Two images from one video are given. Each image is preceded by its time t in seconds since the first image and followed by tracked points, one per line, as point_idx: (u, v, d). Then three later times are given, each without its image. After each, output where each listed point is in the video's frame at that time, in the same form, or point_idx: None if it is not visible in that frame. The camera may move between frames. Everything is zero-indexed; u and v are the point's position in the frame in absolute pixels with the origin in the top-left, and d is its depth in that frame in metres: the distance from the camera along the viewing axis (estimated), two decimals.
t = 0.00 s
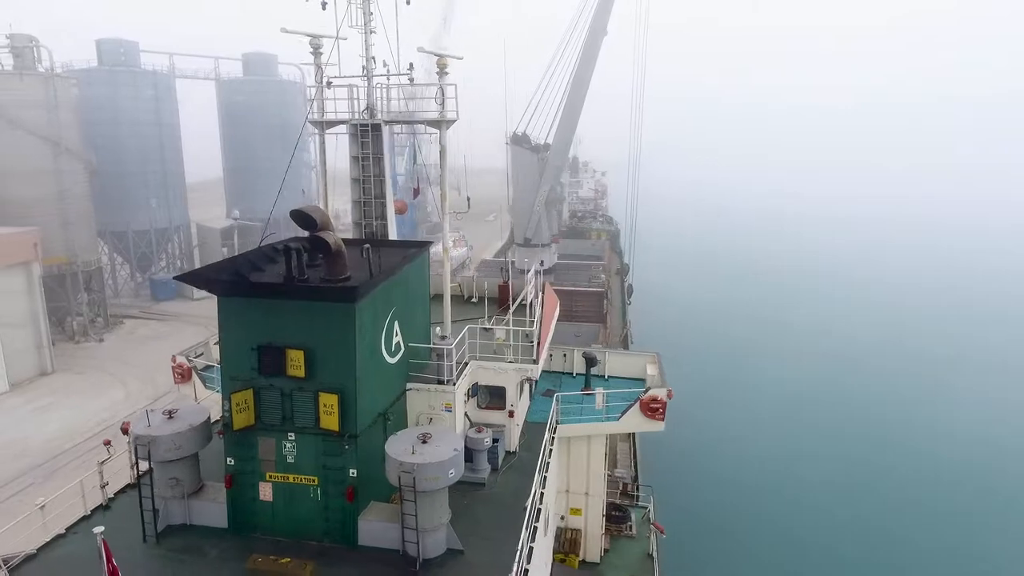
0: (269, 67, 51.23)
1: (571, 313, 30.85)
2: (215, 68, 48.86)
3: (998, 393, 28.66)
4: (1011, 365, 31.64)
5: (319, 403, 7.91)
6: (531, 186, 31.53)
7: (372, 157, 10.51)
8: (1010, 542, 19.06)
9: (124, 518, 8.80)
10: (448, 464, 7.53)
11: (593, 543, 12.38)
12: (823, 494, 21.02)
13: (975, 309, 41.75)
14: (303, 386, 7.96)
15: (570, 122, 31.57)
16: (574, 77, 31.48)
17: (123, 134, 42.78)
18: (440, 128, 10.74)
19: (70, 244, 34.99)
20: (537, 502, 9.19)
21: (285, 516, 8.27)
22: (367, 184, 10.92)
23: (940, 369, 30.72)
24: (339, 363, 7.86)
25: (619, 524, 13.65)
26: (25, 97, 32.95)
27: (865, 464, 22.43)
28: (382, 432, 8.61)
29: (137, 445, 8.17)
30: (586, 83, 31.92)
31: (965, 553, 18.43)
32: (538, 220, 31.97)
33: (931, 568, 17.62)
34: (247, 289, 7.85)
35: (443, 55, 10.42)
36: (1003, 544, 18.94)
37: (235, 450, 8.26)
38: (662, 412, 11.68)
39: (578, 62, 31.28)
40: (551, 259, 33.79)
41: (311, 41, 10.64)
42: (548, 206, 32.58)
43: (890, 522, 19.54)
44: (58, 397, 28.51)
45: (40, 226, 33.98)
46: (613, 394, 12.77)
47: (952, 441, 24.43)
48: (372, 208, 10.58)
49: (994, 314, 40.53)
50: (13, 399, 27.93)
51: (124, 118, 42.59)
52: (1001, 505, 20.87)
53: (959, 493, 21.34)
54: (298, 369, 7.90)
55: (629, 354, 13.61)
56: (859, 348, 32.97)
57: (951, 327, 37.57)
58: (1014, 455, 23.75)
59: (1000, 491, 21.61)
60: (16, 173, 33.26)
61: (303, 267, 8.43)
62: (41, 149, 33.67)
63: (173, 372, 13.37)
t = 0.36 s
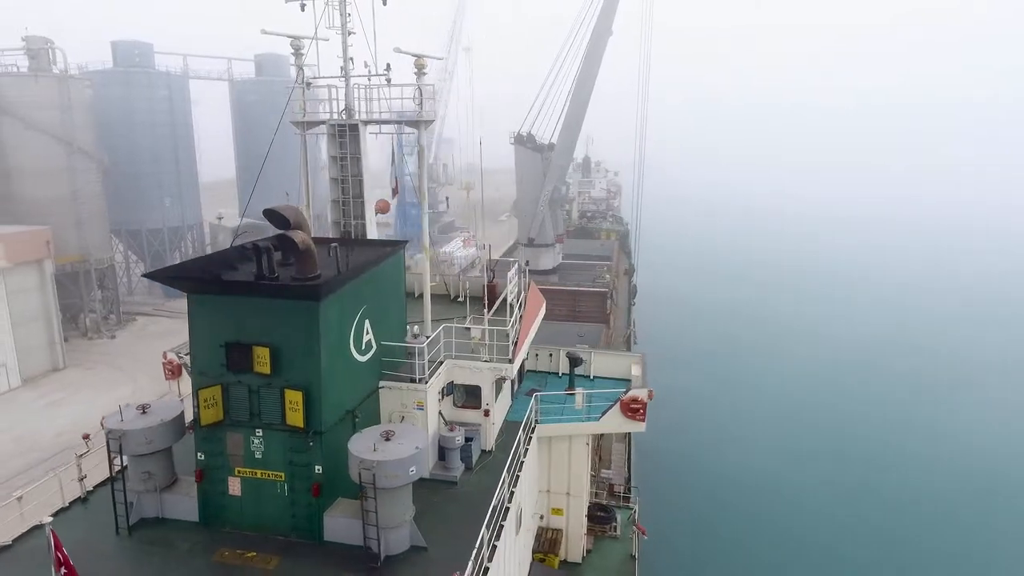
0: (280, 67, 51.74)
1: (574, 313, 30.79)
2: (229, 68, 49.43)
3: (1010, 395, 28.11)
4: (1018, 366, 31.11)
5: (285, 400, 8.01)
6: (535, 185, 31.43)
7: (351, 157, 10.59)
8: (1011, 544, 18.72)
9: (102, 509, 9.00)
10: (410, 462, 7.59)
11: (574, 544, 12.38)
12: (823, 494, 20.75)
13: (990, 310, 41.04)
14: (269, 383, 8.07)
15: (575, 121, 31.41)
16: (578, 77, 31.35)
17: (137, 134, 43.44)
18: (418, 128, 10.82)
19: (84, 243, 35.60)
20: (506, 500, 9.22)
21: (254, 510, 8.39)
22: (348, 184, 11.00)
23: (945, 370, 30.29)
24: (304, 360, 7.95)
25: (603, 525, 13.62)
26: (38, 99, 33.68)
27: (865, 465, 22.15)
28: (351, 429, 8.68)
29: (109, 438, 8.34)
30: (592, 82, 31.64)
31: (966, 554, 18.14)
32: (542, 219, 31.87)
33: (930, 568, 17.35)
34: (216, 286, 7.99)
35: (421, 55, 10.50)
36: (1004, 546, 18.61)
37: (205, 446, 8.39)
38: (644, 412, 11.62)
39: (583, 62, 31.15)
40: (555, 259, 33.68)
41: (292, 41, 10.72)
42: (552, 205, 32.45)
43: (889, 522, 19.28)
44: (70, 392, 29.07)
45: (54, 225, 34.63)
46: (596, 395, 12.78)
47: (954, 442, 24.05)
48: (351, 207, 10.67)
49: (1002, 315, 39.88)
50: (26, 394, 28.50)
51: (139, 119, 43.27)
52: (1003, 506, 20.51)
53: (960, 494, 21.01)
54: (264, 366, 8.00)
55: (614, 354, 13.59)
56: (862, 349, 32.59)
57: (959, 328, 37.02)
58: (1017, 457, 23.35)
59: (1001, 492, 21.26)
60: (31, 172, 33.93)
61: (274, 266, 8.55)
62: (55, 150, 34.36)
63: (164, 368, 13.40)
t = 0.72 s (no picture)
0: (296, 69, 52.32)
1: (580, 313, 30.69)
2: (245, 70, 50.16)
3: None
4: None
5: (254, 397, 8.13)
6: (541, 186, 31.45)
7: (332, 158, 10.72)
8: (1012, 544, 18.33)
9: (84, 501, 9.22)
10: (374, 460, 7.65)
11: (559, 545, 12.38)
12: (824, 494, 20.47)
13: (1009, 311, 40.12)
14: (240, 380, 8.19)
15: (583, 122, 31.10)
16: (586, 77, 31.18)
17: (155, 135, 44.19)
18: (400, 129, 10.94)
19: (100, 242, 36.43)
20: (480, 499, 9.22)
21: (225, 505, 8.53)
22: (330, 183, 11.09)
23: (955, 372, 29.71)
24: (272, 357, 8.06)
25: (591, 526, 13.58)
26: (56, 101, 34.46)
27: (865, 464, 21.85)
28: (323, 426, 8.80)
29: (86, 433, 8.51)
30: (600, 81, 31.42)
31: (966, 554, 17.80)
32: (547, 220, 31.85)
33: (929, 569, 17.04)
34: (189, 285, 8.14)
35: (402, 57, 10.61)
36: (1004, 546, 18.24)
37: (179, 441, 8.54)
38: (628, 413, 11.48)
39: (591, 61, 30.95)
40: (561, 259, 33.61)
41: (277, 43, 10.86)
42: (558, 205, 32.39)
43: (889, 522, 18.98)
44: (84, 388, 29.67)
45: (72, 223, 35.44)
46: (582, 394, 12.72)
47: (953, 442, 23.62)
48: (332, 207, 10.79)
49: (1019, 316, 39.03)
50: (42, 389, 29.16)
51: (156, 120, 44.07)
52: (1007, 507, 20.09)
53: (959, 493, 20.64)
54: (234, 363, 8.13)
55: (603, 354, 13.57)
56: (872, 349, 32.10)
57: (960, 328, 36.48)
58: (1018, 457, 22.90)
59: (1002, 492, 20.82)
60: (49, 173, 34.67)
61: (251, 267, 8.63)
62: (72, 152, 35.17)
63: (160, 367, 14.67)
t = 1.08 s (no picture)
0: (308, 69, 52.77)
1: (586, 313, 30.55)
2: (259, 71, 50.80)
3: None
4: None
5: (224, 393, 8.25)
6: (545, 186, 31.48)
7: (313, 158, 10.86)
8: (1013, 543, 17.93)
9: (66, 492, 9.43)
10: (338, 457, 7.72)
11: (541, 545, 12.36)
12: (824, 493, 20.21)
13: None
14: (211, 376, 8.33)
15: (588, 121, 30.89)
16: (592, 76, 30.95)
17: (171, 135, 44.92)
18: (381, 129, 11.04)
19: (114, 240, 37.12)
20: (451, 498, 9.25)
21: (198, 500, 8.67)
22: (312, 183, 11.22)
23: (968, 373, 29.10)
24: (240, 354, 8.18)
25: (577, 527, 13.54)
26: (72, 101, 35.14)
27: (865, 463, 21.53)
28: (295, 422, 8.91)
29: (63, 427, 8.71)
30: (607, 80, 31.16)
31: (966, 554, 17.45)
32: (551, 220, 31.85)
33: (926, 568, 16.74)
34: (162, 284, 8.29)
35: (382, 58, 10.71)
36: (1004, 545, 17.86)
37: (154, 437, 8.70)
38: (608, 413, 11.51)
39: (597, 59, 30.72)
40: (566, 259, 33.60)
41: (261, 44, 10.99)
42: (563, 206, 32.36)
43: (889, 522, 18.69)
44: (96, 383, 30.23)
45: (87, 221, 36.09)
46: (566, 393, 12.67)
47: (956, 442, 23.13)
48: (313, 207, 10.95)
49: None
50: (55, 383, 29.75)
51: (172, 121, 44.78)
52: (1013, 507, 19.65)
53: (963, 494, 20.23)
54: (205, 360, 8.27)
55: (591, 354, 13.55)
56: (883, 350, 31.57)
57: (966, 328, 35.82)
58: (1019, 458, 22.40)
59: (1006, 493, 20.35)
60: (65, 172, 35.35)
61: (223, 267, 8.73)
62: (88, 151, 35.83)
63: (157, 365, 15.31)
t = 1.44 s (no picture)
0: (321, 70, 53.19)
1: (590, 313, 30.39)
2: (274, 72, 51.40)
3: None
4: None
5: (195, 390, 8.38)
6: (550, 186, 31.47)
7: (295, 158, 10.98)
8: (1014, 543, 17.57)
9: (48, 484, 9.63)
10: (303, 454, 7.79)
11: (524, 545, 12.37)
12: (824, 493, 19.96)
13: None
14: (183, 373, 8.47)
15: (593, 121, 30.73)
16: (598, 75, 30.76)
17: (185, 135, 45.58)
18: (362, 130, 11.13)
19: (127, 239, 38.00)
20: (422, 496, 9.29)
21: (172, 494, 8.82)
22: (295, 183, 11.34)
23: (981, 374, 28.49)
24: (211, 351, 8.31)
25: (562, 528, 13.50)
26: (88, 103, 35.83)
27: (866, 463, 21.21)
28: (268, 419, 9.03)
29: (43, 421, 8.91)
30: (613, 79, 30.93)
31: (966, 554, 17.14)
32: (556, 220, 31.82)
33: (923, 568, 16.47)
34: (137, 282, 8.46)
35: (363, 59, 10.78)
36: (1006, 545, 17.51)
37: (130, 432, 8.87)
38: (589, 415, 11.47)
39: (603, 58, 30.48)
40: (572, 259, 33.52)
41: (246, 45, 11.13)
42: (569, 206, 32.29)
43: (888, 522, 18.40)
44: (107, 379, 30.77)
45: (102, 220, 36.87)
46: (550, 393, 12.65)
47: (957, 442, 22.70)
48: (295, 207, 11.08)
49: None
50: (68, 379, 30.32)
51: (186, 120, 45.42)
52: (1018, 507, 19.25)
53: (967, 495, 19.84)
54: (177, 357, 8.41)
55: (579, 356, 13.57)
56: (894, 351, 31.05)
57: (965, 328, 35.16)
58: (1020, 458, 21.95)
59: (1014, 494, 19.92)
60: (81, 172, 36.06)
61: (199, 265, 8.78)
62: (103, 152, 36.63)
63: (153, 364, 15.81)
